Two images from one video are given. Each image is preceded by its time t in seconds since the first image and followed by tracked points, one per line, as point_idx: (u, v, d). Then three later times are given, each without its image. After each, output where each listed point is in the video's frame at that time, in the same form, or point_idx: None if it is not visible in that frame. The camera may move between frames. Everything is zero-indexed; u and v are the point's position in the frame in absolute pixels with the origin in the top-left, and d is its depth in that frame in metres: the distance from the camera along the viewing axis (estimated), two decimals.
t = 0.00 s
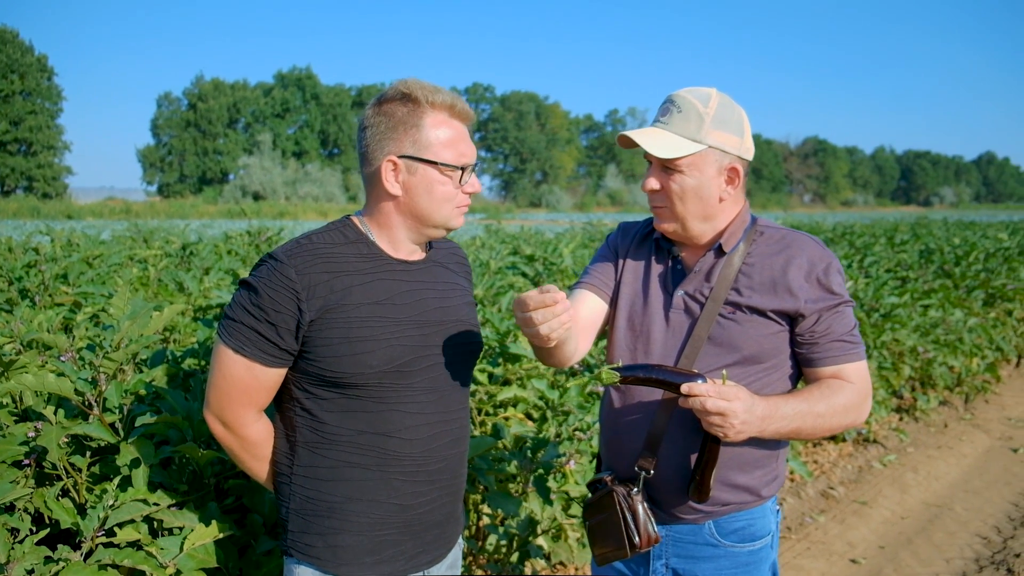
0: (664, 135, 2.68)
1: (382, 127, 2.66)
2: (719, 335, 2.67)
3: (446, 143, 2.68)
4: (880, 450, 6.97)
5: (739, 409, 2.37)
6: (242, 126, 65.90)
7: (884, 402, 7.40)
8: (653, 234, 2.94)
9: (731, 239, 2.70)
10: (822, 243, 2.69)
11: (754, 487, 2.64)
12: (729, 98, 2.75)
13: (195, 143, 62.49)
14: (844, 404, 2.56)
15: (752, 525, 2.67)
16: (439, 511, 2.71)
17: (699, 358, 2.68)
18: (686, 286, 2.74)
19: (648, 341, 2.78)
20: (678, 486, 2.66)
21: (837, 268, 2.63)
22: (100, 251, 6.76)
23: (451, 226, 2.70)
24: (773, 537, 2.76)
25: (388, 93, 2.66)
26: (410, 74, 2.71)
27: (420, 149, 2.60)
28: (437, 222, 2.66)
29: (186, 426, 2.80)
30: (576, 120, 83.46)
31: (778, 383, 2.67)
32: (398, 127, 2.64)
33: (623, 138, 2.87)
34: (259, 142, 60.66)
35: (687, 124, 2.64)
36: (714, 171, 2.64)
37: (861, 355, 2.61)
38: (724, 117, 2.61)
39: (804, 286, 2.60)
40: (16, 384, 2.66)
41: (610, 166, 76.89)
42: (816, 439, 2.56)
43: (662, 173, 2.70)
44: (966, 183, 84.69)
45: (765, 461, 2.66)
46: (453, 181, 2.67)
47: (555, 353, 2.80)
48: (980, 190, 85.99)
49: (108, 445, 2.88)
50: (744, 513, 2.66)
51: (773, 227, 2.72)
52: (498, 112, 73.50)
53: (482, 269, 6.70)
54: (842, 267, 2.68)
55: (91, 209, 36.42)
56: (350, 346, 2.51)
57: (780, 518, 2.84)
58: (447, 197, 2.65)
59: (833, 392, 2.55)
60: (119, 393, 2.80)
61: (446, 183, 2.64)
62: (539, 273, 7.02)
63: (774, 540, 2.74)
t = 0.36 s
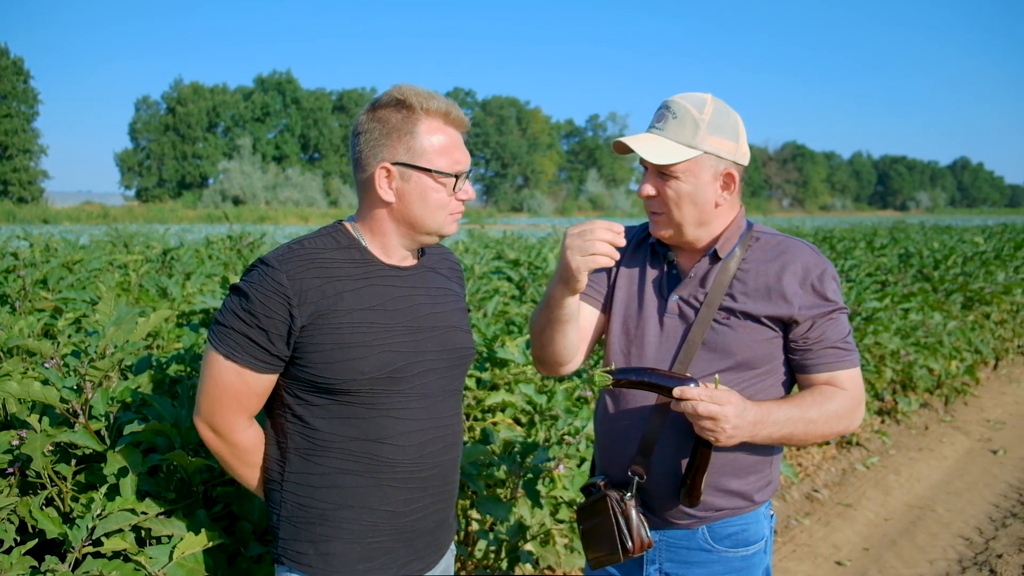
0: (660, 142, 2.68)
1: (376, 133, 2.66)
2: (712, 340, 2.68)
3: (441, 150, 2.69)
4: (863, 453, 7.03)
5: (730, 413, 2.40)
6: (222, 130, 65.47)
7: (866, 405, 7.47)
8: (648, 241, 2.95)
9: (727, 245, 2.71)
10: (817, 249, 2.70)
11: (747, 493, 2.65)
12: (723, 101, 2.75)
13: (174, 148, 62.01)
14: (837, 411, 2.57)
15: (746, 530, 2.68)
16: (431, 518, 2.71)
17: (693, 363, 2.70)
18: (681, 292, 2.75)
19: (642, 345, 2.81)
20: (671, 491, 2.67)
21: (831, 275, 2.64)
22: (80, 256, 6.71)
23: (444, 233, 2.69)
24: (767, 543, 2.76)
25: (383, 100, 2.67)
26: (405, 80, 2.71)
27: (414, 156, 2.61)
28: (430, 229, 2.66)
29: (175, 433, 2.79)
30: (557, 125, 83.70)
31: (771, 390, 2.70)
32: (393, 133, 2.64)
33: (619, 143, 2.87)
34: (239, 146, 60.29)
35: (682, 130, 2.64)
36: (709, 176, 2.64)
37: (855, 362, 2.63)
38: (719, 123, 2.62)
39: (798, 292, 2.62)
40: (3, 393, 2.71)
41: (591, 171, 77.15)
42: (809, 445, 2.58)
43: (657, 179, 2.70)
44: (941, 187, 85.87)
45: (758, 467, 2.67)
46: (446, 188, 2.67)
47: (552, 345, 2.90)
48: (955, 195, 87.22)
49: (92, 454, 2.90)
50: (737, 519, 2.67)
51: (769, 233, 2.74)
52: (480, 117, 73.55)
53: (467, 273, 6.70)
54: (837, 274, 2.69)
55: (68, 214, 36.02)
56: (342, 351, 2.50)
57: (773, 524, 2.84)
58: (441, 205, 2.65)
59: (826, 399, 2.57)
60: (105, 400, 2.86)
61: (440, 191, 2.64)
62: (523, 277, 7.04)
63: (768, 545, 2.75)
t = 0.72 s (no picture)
0: (652, 147, 2.70)
1: (365, 139, 2.66)
2: (705, 345, 2.69)
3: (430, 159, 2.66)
4: (847, 456, 7.08)
5: (723, 418, 2.40)
6: (203, 134, 65.03)
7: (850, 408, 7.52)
8: (640, 247, 2.97)
9: (719, 249, 2.72)
10: (809, 254, 2.72)
11: (739, 498, 2.66)
12: (712, 106, 2.78)
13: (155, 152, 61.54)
14: (830, 416, 2.58)
15: (738, 536, 2.69)
16: (419, 524, 2.69)
17: (686, 368, 2.71)
18: (674, 296, 2.77)
19: (635, 350, 2.81)
20: (663, 496, 2.67)
21: (824, 280, 2.66)
22: (61, 261, 6.64)
23: (427, 243, 2.65)
24: (758, 548, 2.77)
25: (375, 106, 2.66)
26: (402, 87, 2.68)
27: (396, 165, 2.59)
28: (412, 239, 2.63)
29: (162, 441, 2.77)
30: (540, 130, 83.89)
31: (764, 394, 2.71)
32: (379, 140, 2.63)
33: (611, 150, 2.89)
34: (221, 150, 59.92)
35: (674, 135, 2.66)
36: (702, 181, 2.66)
37: (848, 367, 2.64)
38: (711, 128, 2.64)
39: (791, 297, 2.63)
40: None
41: (574, 175, 77.35)
42: (802, 449, 2.59)
43: (650, 184, 2.71)
44: (920, 192, 86.86)
45: (751, 472, 2.68)
46: (429, 200, 2.63)
47: (545, 360, 2.91)
48: (933, 200, 88.28)
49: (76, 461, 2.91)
50: (729, 524, 2.68)
51: (761, 238, 2.76)
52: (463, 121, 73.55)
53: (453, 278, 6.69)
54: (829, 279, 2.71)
55: (47, 218, 35.60)
56: (331, 355, 2.48)
57: (765, 529, 2.85)
58: (422, 215, 2.61)
59: (818, 404, 2.58)
60: (90, 407, 2.85)
61: (421, 201, 2.60)
62: (509, 281, 7.04)
63: (759, 550, 2.75)
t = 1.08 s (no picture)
0: (644, 151, 2.71)
1: (354, 139, 2.67)
2: (697, 348, 2.70)
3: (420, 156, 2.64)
4: (836, 458, 7.11)
5: (714, 421, 2.41)
6: (190, 136, 64.71)
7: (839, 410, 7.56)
8: (632, 250, 2.98)
9: (711, 252, 2.73)
10: (801, 257, 2.73)
11: (731, 501, 2.66)
12: (703, 109, 2.79)
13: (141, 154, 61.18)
14: (822, 418, 2.59)
15: (730, 539, 2.69)
16: (411, 527, 2.68)
17: (679, 370, 2.72)
18: (666, 299, 2.78)
19: (628, 353, 2.82)
20: (656, 499, 2.67)
21: (816, 283, 2.66)
22: (47, 263, 6.59)
23: (418, 241, 2.62)
24: (751, 550, 2.78)
25: (363, 106, 2.67)
26: (391, 87, 2.70)
27: (381, 161, 2.58)
28: (401, 237, 2.60)
29: (152, 445, 2.75)
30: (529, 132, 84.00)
31: (757, 397, 2.71)
32: (365, 138, 2.63)
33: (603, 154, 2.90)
34: (208, 152, 59.65)
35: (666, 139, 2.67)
36: (693, 184, 2.67)
37: (840, 369, 2.65)
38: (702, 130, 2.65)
39: (783, 300, 2.64)
40: None
41: (563, 178, 77.46)
42: (794, 452, 2.60)
43: (642, 188, 2.73)
44: (906, 195, 87.52)
45: (743, 475, 2.68)
46: (415, 195, 2.60)
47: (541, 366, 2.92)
48: (919, 203, 88.99)
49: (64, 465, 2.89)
50: (722, 527, 2.68)
51: (754, 240, 2.76)
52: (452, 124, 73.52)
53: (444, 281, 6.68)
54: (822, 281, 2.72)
55: (31, 221, 35.30)
56: (326, 356, 2.46)
57: (758, 532, 2.86)
58: (408, 211, 2.58)
59: (811, 407, 2.59)
60: (79, 412, 2.82)
61: (407, 197, 2.58)
62: (499, 283, 7.05)
63: (752, 553, 2.76)
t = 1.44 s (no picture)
0: (647, 151, 2.70)
1: (358, 137, 2.65)
2: (702, 349, 2.69)
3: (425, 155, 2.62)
4: (835, 459, 7.09)
5: (722, 420, 2.39)
6: (186, 137, 64.61)
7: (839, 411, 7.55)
8: (634, 250, 2.97)
9: (715, 253, 2.72)
10: (805, 257, 2.72)
11: (736, 502, 2.65)
12: (706, 109, 2.78)
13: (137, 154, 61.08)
14: (827, 418, 2.58)
15: (735, 540, 2.68)
16: (408, 531, 2.65)
17: (683, 372, 2.70)
18: (670, 300, 2.76)
19: (632, 355, 2.80)
20: (661, 500, 2.66)
21: (820, 282, 2.65)
22: (44, 264, 6.57)
23: (421, 241, 2.60)
24: (756, 552, 2.76)
25: (367, 105, 2.65)
26: (394, 84, 2.67)
27: (385, 160, 2.56)
28: (406, 237, 2.58)
29: (153, 447, 2.72)
30: (526, 134, 84.03)
31: (761, 397, 2.70)
32: (369, 137, 2.61)
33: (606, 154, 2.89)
34: (204, 153, 59.57)
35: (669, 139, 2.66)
36: (697, 185, 2.66)
37: (844, 369, 2.64)
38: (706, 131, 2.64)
39: (787, 300, 2.62)
40: None
41: (560, 179, 77.48)
42: (798, 452, 2.58)
43: (645, 188, 2.71)
44: (902, 197, 87.71)
45: (748, 476, 2.67)
46: (420, 195, 2.58)
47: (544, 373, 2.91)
48: (915, 204, 89.18)
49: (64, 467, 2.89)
50: (726, 528, 2.67)
51: (757, 240, 2.75)
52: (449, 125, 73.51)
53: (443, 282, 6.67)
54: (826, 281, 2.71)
55: (26, 221, 35.20)
56: (323, 355, 2.45)
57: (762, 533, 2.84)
58: (413, 210, 2.56)
59: (815, 406, 2.57)
60: (77, 413, 2.81)
61: (411, 196, 2.56)
62: (498, 284, 7.03)
63: (757, 555, 2.74)
